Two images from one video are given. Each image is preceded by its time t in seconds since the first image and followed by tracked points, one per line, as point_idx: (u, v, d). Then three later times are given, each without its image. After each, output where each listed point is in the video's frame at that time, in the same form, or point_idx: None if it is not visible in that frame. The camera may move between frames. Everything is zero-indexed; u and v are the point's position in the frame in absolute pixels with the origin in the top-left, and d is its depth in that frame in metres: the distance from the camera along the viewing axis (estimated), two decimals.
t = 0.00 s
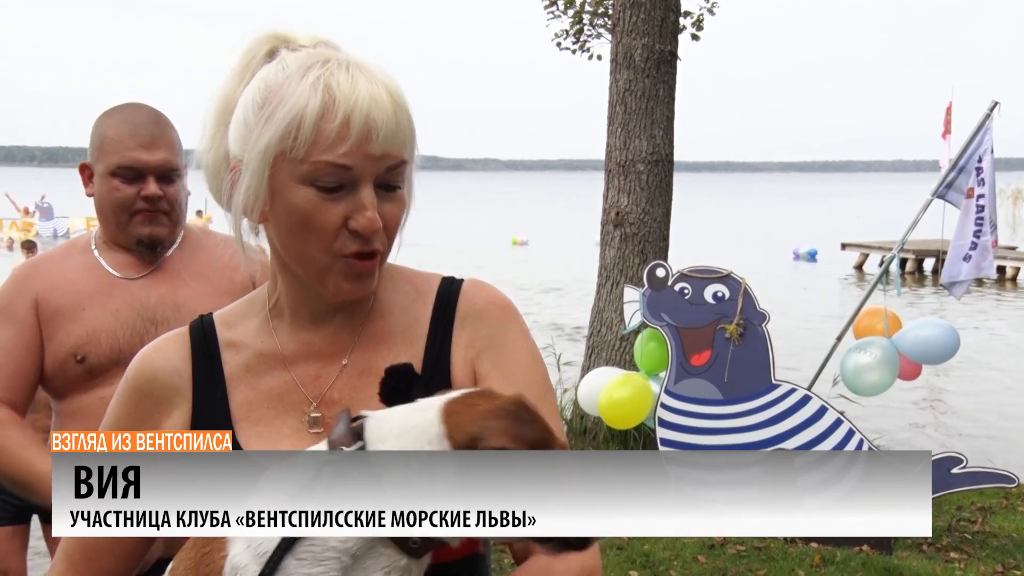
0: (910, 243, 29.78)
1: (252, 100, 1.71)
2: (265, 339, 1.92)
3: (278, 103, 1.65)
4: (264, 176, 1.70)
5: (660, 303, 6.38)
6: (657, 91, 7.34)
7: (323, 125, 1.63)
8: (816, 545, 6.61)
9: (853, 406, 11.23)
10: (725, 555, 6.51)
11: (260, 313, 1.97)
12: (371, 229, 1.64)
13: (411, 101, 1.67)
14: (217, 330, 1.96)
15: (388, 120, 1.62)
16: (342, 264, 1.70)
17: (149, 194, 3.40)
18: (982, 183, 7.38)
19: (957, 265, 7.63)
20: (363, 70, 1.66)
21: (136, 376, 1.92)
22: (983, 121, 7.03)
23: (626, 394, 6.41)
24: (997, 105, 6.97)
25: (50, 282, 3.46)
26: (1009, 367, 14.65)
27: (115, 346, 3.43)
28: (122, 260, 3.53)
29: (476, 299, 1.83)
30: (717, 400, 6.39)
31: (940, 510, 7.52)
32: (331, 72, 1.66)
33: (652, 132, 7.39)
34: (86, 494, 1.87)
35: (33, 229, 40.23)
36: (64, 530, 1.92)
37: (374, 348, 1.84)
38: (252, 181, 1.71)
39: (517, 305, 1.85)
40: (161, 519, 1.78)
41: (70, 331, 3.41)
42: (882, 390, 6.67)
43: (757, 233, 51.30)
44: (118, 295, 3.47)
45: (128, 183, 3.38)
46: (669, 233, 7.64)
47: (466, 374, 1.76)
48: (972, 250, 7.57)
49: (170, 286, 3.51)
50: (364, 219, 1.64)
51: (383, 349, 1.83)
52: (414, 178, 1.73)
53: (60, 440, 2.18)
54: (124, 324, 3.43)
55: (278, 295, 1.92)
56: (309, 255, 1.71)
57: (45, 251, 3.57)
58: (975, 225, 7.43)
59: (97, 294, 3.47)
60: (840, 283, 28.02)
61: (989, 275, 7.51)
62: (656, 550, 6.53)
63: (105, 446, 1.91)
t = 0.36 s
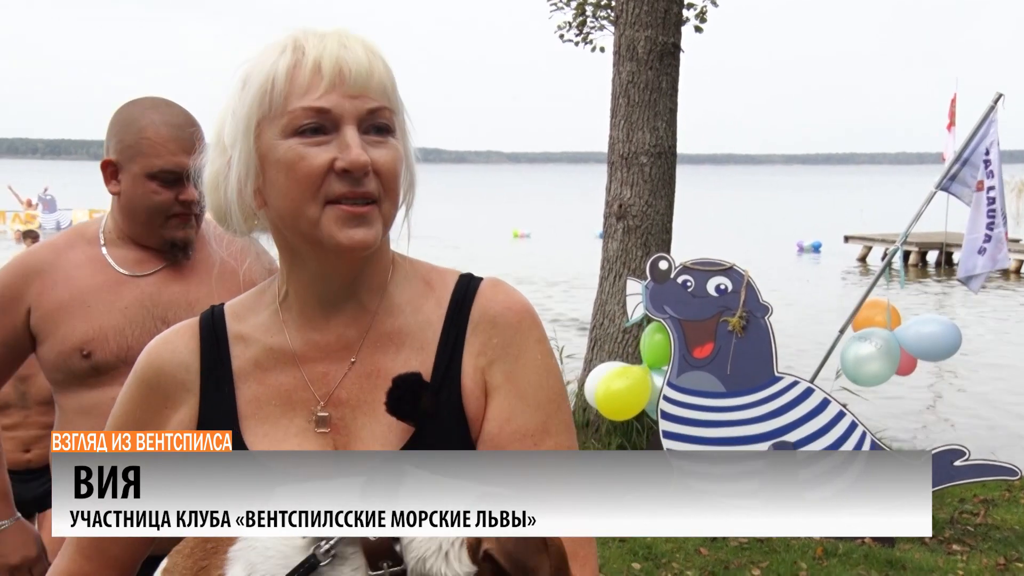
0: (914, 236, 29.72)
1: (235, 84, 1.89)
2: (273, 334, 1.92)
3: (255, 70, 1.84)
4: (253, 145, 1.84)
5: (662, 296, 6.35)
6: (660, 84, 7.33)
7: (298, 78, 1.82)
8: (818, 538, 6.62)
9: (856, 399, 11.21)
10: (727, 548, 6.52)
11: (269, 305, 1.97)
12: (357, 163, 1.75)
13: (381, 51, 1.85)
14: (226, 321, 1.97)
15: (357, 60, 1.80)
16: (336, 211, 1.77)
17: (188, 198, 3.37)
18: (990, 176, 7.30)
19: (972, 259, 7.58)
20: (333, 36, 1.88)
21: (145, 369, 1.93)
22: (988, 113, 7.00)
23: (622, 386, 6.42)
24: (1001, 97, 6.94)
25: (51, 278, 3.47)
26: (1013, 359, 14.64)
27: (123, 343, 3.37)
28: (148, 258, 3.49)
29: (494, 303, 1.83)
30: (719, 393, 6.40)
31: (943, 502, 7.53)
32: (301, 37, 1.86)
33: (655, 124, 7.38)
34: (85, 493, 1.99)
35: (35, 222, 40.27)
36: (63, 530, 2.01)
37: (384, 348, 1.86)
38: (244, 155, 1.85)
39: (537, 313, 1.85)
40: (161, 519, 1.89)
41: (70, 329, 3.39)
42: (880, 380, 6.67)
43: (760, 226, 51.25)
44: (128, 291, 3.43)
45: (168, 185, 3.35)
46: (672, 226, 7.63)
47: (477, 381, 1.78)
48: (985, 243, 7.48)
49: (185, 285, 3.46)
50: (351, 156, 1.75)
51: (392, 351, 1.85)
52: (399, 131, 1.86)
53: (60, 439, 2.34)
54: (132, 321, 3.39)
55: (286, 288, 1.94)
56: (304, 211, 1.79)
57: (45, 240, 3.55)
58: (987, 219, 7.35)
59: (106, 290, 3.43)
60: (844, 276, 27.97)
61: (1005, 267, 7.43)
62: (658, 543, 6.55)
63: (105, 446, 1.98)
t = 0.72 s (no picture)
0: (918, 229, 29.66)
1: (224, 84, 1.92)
2: (276, 331, 1.91)
3: (236, 74, 1.86)
4: (236, 152, 1.88)
5: (666, 290, 6.30)
6: (665, 76, 7.31)
7: (273, 83, 1.82)
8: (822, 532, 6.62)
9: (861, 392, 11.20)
10: (731, 541, 6.52)
11: (272, 301, 1.96)
12: (325, 174, 1.75)
13: (358, 47, 1.82)
14: (229, 316, 1.95)
15: (325, 62, 1.78)
16: (312, 222, 1.78)
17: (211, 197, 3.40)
18: (1001, 169, 7.28)
19: (988, 253, 7.58)
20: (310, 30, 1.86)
21: (148, 369, 1.91)
22: (994, 106, 6.97)
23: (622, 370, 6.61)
24: (1007, 89, 6.92)
25: (60, 276, 3.44)
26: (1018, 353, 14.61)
27: (135, 344, 3.39)
28: (161, 256, 3.50)
29: (503, 300, 1.83)
30: (724, 386, 6.40)
31: (946, 496, 7.53)
32: (277, 36, 1.85)
33: (659, 117, 7.36)
34: (85, 494, 2.00)
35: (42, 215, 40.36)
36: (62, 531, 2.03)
37: (391, 346, 1.85)
38: (230, 161, 1.90)
39: (547, 310, 1.86)
40: (162, 519, 1.93)
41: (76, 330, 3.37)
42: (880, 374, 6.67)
43: (765, 218, 51.14)
44: (138, 290, 3.43)
45: (190, 185, 3.37)
46: (675, 220, 7.62)
47: (486, 380, 1.79)
48: (1001, 237, 7.48)
49: (196, 283, 3.49)
50: (319, 167, 1.76)
51: (398, 348, 1.84)
52: (387, 129, 1.84)
53: (59, 438, 2.32)
54: (144, 321, 3.41)
55: (286, 285, 1.94)
56: (282, 221, 1.81)
57: (51, 235, 3.51)
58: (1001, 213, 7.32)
59: (116, 289, 3.43)
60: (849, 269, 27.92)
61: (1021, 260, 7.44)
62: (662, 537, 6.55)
63: (104, 446, 1.98)
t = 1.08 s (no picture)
0: (922, 225, 29.63)
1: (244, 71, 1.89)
2: (285, 325, 1.95)
3: (262, 62, 1.84)
4: (259, 142, 1.86)
5: (670, 285, 6.25)
6: (668, 72, 7.30)
7: (303, 75, 1.81)
8: (825, 529, 6.64)
9: (864, 388, 11.20)
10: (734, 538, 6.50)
11: (280, 296, 2.00)
12: (360, 167, 1.75)
13: (388, 42, 1.83)
14: (237, 311, 2.00)
15: (360, 56, 1.78)
16: (340, 215, 1.79)
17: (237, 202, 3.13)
18: (1004, 165, 7.27)
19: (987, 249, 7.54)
20: (339, 24, 1.85)
21: (154, 361, 1.95)
22: (999, 101, 6.96)
23: (624, 358, 6.66)
24: (1012, 85, 6.91)
25: (90, 279, 3.06)
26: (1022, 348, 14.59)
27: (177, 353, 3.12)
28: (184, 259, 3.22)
29: (508, 295, 1.87)
30: (727, 381, 6.40)
31: (950, 492, 7.53)
32: (305, 28, 1.85)
33: (663, 113, 7.35)
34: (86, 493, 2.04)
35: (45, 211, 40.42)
36: (64, 530, 2.14)
37: (398, 340, 1.87)
38: (250, 150, 1.88)
39: (552, 307, 1.90)
40: (161, 520, 1.93)
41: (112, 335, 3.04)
42: (885, 370, 6.67)
43: (767, 214, 51.11)
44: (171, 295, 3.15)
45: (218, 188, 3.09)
46: (679, 215, 7.62)
47: (492, 373, 1.83)
48: (1004, 233, 7.47)
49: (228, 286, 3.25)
50: (353, 159, 1.75)
51: (406, 342, 1.87)
52: (409, 125, 1.85)
53: (60, 440, 2.34)
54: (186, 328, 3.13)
55: (295, 279, 1.98)
56: (308, 211, 1.81)
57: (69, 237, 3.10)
58: (1003, 208, 7.31)
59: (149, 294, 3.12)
60: (852, 265, 27.90)
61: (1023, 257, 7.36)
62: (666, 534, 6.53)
63: (105, 446, 2.02)
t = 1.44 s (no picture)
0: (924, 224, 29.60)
1: (272, 67, 1.86)
2: (300, 314, 1.95)
3: (293, 62, 1.81)
4: (287, 140, 1.84)
5: (672, 285, 6.24)
6: (671, 71, 7.30)
7: (335, 78, 1.79)
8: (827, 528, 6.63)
9: (867, 387, 11.18)
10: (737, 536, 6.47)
11: (297, 285, 2.01)
12: (388, 174, 1.76)
13: (417, 50, 1.82)
14: (254, 299, 2.00)
15: (393, 64, 1.76)
16: (365, 215, 1.80)
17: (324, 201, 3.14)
18: (1007, 164, 7.24)
19: (990, 248, 7.49)
20: (370, 29, 1.83)
21: (171, 344, 1.95)
22: (1002, 100, 6.94)
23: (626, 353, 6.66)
24: (1016, 83, 6.89)
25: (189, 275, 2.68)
26: None
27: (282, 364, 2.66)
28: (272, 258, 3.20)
29: (516, 295, 1.88)
30: (729, 381, 6.39)
31: (953, 491, 7.52)
32: (338, 32, 1.83)
33: (665, 112, 7.35)
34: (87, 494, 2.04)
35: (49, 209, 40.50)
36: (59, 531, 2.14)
37: (409, 333, 1.90)
38: (277, 147, 1.85)
39: (558, 310, 1.90)
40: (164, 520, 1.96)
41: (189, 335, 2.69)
42: (891, 370, 6.65)
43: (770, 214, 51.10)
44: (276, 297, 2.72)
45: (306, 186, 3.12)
46: (682, 214, 7.61)
47: (498, 369, 1.84)
48: (1006, 233, 7.44)
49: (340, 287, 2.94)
50: (382, 166, 1.76)
51: (416, 336, 1.89)
52: (431, 131, 1.86)
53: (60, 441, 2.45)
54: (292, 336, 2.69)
55: (313, 271, 1.98)
56: (334, 212, 1.81)
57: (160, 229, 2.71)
58: (1006, 207, 7.30)
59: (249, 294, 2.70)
60: (855, 264, 27.86)
61: None
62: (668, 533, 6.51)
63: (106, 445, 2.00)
